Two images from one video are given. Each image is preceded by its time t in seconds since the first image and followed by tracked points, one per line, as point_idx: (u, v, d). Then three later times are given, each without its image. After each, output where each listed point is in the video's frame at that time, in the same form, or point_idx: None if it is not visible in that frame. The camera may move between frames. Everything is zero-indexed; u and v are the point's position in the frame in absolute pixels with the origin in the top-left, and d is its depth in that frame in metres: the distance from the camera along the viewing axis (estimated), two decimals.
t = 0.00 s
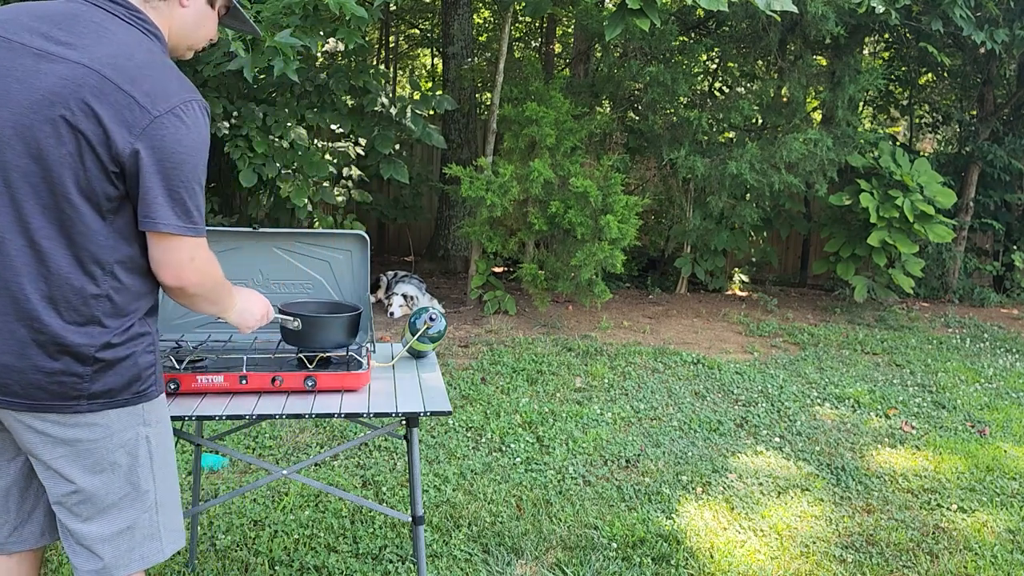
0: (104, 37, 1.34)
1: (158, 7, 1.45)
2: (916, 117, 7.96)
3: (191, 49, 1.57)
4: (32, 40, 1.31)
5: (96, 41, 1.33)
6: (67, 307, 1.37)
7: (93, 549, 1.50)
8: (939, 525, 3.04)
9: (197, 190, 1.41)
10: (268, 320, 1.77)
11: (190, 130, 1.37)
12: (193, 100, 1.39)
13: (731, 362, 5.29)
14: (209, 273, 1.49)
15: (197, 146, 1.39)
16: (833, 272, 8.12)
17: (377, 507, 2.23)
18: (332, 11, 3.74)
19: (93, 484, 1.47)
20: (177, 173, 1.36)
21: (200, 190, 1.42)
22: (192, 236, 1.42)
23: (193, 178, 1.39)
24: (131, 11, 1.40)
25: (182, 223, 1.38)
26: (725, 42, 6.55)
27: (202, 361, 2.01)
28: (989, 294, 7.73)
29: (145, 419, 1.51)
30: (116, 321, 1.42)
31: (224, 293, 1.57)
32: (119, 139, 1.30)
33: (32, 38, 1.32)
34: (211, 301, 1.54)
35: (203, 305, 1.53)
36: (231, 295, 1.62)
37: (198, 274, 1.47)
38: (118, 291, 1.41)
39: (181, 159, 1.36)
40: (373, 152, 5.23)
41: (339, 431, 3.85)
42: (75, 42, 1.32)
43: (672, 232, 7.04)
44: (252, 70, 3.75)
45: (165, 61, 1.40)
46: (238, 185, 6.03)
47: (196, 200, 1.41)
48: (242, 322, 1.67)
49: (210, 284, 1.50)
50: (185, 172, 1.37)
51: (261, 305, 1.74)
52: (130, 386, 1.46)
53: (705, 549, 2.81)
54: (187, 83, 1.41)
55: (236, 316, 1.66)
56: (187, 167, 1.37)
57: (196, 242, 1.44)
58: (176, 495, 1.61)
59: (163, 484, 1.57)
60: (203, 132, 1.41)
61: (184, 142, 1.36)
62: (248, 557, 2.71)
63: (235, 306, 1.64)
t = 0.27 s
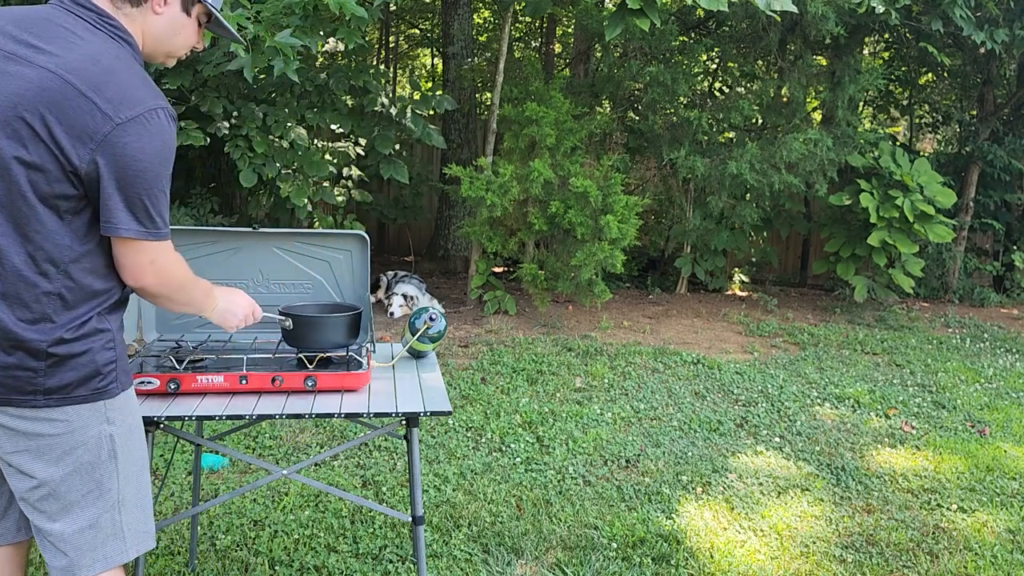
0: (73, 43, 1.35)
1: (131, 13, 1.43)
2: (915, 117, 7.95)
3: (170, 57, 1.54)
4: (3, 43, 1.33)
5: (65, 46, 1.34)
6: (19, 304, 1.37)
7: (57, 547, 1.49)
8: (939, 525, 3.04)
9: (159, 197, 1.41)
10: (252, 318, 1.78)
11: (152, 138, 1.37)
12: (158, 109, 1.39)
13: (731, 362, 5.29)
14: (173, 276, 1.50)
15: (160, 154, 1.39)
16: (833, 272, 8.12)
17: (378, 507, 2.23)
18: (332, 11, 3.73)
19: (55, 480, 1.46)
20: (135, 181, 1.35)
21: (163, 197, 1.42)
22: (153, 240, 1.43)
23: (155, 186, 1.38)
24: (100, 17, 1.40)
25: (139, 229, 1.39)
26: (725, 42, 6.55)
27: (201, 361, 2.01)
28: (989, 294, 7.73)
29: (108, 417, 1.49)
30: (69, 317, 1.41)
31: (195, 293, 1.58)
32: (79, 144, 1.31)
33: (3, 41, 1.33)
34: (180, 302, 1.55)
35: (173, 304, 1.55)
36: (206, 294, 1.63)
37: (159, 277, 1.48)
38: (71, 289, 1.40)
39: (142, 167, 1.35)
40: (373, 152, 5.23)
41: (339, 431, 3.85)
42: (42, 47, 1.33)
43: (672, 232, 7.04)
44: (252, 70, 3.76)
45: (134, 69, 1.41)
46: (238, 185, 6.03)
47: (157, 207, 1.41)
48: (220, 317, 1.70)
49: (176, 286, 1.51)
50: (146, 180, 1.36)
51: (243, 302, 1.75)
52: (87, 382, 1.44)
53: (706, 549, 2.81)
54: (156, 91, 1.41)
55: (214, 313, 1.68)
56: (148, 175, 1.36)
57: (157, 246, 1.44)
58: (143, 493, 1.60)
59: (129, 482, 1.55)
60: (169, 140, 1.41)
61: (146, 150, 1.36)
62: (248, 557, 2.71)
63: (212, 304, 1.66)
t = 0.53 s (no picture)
0: (61, 47, 1.35)
1: (115, 20, 1.44)
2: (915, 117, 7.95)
3: (158, 64, 1.54)
4: None
5: (52, 50, 1.35)
6: None
7: (41, 547, 1.50)
8: (938, 524, 3.05)
9: (144, 202, 1.43)
10: (243, 314, 1.81)
11: (139, 145, 1.38)
12: (145, 115, 1.40)
13: (731, 362, 5.30)
14: (159, 277, 1.53)
15: (147, 160, 1.41)
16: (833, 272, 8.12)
17: (378, 507, 2.23)
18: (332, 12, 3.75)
19: (37, 479, 1.47)
20: (119, 186, 1.37)
21: (148, 202, 1.44)
22: (138, 242, 1.46)
23: (140, 192, 1.41)
24: (86, 21, 1.41)
25: (121, 231, 1.41)
26: (725, 42, 6.56)
27: (201, 361, 2.02)
28: (989, 294, 7.74)
29: (90, 415, 1.50)
30: (47, 314, 1.41)
31: (183, 293, 1.61)
32: (67, 149, 1.32)
33: None
34: (168, 303, 1.58)
35: (161, 305, 1.58)
36: (194, 293, 1.66)
37: (144, 278, 1.51)
38: (49, 287, 1.40)
39: (130, 174, 1.37)
40: (373, 153, 5.23)
41: (339, 431, 3.85)
42: (29, 50, 1.34)
43: (672, 233, 7.04)
44: (252, 70, 3.77)
45: (121, 74, 1.41)
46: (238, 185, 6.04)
47: (142, 211, 1.43)
48: (211, 314, 1.73)
49: (161, 286, 1.54)
50: (132, 186, 1.38)
51: (232, 298, 1.78)
52: (66, 379, 1.45)
53: (705, 549, 2.81)
54: (142, 97, 1.43)
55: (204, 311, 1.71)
56: (135, 181, 1.38)
57: (141, 248, 1.47)
58: (128, 492, 1.60)
59: (113, 479, 1.55)
60: (155, 146, 1.43)
61: (133, 157, 1.37)
62: (248, 556, 2.72)
63: (201, 302, 1.69)
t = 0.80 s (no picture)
0: (56, 50, 1.36)
1: (109, 23, 1.45)
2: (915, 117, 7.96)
3: (153, 69, 1.53)
4: None
5: (48, 53, 1.35)
6: None
7: (35, 546, 1.51)
8: (938, 524, 3.05)
9: (141, 203, 1.44)
10: (235, 314, 1.82)
11: (136, 148, 1.39)
12: (142, 118, 1.41)
13: (731, 362, 5.30)
14: (153, 276, 1.54)
15: (143, 162, 1.42)
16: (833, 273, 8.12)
17: (378, 506, 2.23)
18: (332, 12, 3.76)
19: (30, 478, 1.48)
20: (116, 189, 1.38)
21: (144, 204, 1.45)
22: (134, 242, 1.47)
23: (137, 194, 1.42)
24: (81, 24, 1.41)
25: (117, 232, 1.42)
26: (724, 43, 6.57)
27: (201, 361, 2.02)
28: (988, 294, 7.75)
29: (83, 415, 1.50)
30: (39, 313, 1.42)
31: (176, 293, 1.63)
32: (64, 152, 1.33)
33: None
34: (162, 303, 1.60)
35: (154, 304, 1.60)
36: (187, 293, 1.67)
37: (140, 278, 1.52)
38: (44, 286, 1.41)
39: (127, 177, 1.38)
40: (374, 153, 5.24)
41: (339, 430, 3.86)
42: (25, 53, 1.34)
43: (672, 233, 7.05)
44: (253, 71, 3.78)
45: (117, 76, 1.42)
46: (238, 185, 6.04)
47: (138, 213, 1.45)
48: (203, 315, 1.74)
49: (155, 286, 1.56)
50: (129, 189, 1.39)
51: (224, 299, 1.79)
52: (59, 378, 1.45)
53: (705, 549, 2.82)
54: (138, 100, 1.44)
55: (196, 312, 1.72)
56: (132, 183, 1.40)
57: (137, 248, 1.48)
58: (121, 492, 1.61)
59: (107, 478, 1.56)
60: (151, 149, 1.44)
61: (130, 160, 1.38)
62: (249, 556, 2.73)
63: (193, 303, 1.70)
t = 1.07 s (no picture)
0: (56, 53, 1.36)
1: (109, 27, 1.44)
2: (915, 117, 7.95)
3: (152, 73, 1.53)
4: None
5: (48, 56, 1.35)
6: None
7: (32, 545, 1.51)
8: (938, 524, 3.05)
9: (141, 206, 1.45)
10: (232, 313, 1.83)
11: (137, 151, 1.39)
12: (142, 121, 1.41)
13: (731, 362, 5.30)
14: (154, 275, 1.55)
15: (144, 166, 1.42)
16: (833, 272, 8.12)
17: (378, 506, 2.23)
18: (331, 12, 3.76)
19: (27, 478, 1.48)
20: (117, 192, 1.38)
21: (145, 206, 1.46)
22: (135, 244, 1.47)
23: (137, 197, 1.42)
24: (80, 27, 1.41)
25: (118, 233, 1.43)
26: (724, 43, 6.58)
27: (202, 361, 2.02)
28: (988, 294, 7.75)
29: (79, 414, 1.50)
30: (37, 313, 1.42)
31: (176, 292, 1.63)
32: (64, 156, 1.33)
33: None
34: (162, 301, 1.61)
35: (153, 303, 1.60)
36: (185, 292, 1.68)
37: (140, 277, 1.53)
38: (41, 286, 1.41)
39: (127, 180, 1.39)
40: (374, 153, 5.24)
41: (339, 430, 3.86)
42: (25, 56, 1.34)
43: (672, 233, 7.05)
44: (253, 71, 3.78)
45: (116, 79, 1.42)
46: (238, 185, 6.05)
47: (139, 215, 1.45)
48: (201, 313, 1.74)
49: (155, 284, 1.56)
50: (130, 192, 1.40)
51: (221, 298, 1.79)
52: (56, 378, 1.45)
53: (705, 548, 2.82)
54: (138, 102, 1.44)
55: (194, 311, 1.73)
56: (132, 187, 1.40)
57: (138, 249, 1.49)
58: (119, 491, 1.61)
59: (103, 478, 1.56)
60: (152, 151, 1.44)
61: (130, 163, 1.38)
62: (249, 556, 2.73)
63: (191, 302, 1.70)
